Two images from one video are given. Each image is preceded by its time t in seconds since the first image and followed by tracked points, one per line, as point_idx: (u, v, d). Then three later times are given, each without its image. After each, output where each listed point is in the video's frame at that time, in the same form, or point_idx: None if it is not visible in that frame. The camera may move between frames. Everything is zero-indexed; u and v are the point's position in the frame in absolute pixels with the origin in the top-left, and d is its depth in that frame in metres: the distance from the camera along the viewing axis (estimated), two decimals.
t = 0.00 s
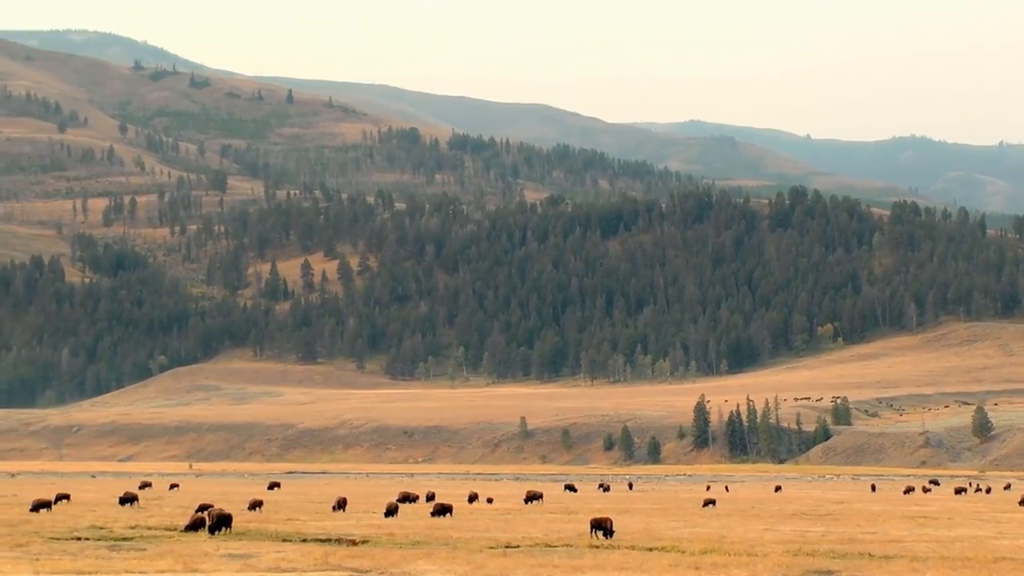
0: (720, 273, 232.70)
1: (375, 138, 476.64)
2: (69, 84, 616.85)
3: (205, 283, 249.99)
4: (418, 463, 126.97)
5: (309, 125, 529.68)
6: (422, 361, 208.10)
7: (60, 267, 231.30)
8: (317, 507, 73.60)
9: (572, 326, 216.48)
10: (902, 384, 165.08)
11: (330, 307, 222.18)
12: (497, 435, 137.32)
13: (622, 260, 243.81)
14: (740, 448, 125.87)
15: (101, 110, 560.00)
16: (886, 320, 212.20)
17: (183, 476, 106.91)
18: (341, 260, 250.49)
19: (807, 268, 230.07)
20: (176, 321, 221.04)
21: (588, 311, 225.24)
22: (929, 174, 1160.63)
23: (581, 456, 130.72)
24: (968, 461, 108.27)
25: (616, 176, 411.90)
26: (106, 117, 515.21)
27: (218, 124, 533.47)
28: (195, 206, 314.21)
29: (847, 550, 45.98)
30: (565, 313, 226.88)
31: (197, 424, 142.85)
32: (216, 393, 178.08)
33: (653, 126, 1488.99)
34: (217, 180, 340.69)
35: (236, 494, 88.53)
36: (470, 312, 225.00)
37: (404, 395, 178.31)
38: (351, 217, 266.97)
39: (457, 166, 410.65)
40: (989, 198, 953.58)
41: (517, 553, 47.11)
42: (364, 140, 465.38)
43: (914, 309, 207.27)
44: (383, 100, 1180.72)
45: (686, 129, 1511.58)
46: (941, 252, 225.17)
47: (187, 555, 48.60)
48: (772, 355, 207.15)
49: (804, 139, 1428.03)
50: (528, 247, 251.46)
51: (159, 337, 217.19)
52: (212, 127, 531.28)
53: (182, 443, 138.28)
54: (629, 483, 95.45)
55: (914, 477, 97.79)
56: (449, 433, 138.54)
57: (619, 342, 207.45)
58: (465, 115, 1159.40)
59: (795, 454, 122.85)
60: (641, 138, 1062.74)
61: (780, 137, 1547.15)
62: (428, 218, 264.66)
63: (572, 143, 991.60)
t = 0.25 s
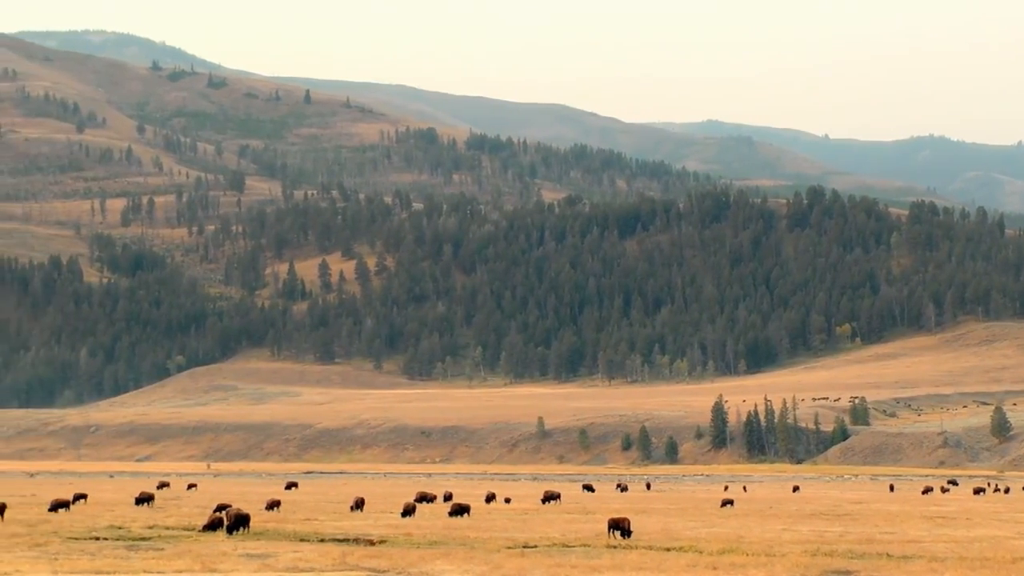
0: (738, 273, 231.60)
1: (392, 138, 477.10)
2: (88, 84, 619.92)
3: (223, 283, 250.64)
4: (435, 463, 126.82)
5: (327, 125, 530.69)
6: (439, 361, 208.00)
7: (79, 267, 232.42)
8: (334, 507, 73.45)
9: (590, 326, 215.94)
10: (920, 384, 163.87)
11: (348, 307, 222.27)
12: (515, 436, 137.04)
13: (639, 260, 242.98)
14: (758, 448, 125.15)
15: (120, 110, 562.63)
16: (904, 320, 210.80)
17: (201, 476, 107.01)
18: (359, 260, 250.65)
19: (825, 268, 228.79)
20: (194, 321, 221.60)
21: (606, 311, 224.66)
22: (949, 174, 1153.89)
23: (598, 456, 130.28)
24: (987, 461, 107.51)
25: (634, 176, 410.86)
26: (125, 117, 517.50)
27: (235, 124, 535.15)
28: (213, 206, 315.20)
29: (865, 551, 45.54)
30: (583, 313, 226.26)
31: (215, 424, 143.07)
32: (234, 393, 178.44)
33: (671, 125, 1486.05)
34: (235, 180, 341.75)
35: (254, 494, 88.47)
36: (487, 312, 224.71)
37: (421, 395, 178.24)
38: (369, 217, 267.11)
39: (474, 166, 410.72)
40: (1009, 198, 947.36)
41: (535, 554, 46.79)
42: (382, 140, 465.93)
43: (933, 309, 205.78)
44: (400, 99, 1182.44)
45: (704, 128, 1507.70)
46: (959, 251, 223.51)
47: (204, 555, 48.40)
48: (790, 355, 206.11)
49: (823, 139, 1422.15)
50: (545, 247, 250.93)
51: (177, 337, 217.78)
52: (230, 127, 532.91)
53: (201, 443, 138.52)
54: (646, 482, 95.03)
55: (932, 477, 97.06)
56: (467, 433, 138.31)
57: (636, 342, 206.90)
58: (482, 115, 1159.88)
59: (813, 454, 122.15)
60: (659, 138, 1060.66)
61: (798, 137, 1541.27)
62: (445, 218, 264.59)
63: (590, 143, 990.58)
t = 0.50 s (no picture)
0: (756, 272, 230.50)
1: (410, 138, 477.51)
2: (107, 85, 623.12)
3: (241, 283, 251.29)
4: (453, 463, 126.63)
5: (345, 125, 531.65)
6: (457, 361, 207.92)
7: (97, 267, 233.50)
8: (351, 507, 73.27)
9: (608, 326, 215.40)
10: (938, 384, 162.67)
11: (366, 307, 222.35)
12: (533, 436, 136.68)
13: (657, 260, 242.16)
14: (776, 448, 124.42)
15: (139, 111, 565.15)
16: (922, 320, 209.38)
17: (219, 476, 107.10)
18: (376, 261, 250.79)
19: (843, 268, 227.47)
20: (212, 321, 222.14)
21: (624, 311, 224.13)
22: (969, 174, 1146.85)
23: (616, 456, 129.79)
24: (1007, 461, 106.62)
25: (652, 176, 409.73)
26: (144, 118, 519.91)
27: (254, 124, 536.81)
28: (231, 206, 316.18)
29: (883, 552, 45.09)
30: (601, 313, 225.60)
31: (233, 424, 143.26)
32: (252, 393, 178.77)
33: (689, 125, 1482.75)
34: (253, 180, 342.75)
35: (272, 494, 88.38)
36: (505, 312, 224.42)
37: (439, 395, 178.17)
38: (387, 217, 267.20)
39: (492, 166, 410.70)
40: None
41: (553, 554, 46.43)
42: (400, 140, 466.44)
43: (951, 309, 204.34)
44: (418, 99, 1183.82)
45: (722, 128, 1503.74)
46: (978, 251, 221.77)
47: (223, 555, 48.22)
48: (808, 355, 205.03)
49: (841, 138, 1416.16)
50: (563, 247, 250.38)
51: (195, 337, 218.31)
52: (248, 128, 534.67)
53: (219, 442, 138.72)
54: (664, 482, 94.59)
55: (951, 477, 96.27)
56: (484, 433, 138.04)
57: (654, 342, 206.42)
58: (500, 115, 1160.26)
59: (831, 454, 121.42)
60: (676, 138, 1058.21)
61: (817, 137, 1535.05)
62: (463, 218, 264.47)
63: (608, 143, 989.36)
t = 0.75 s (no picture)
0: (773, 272, 229.38)
1: (427, 138, 477.98)
2: (125, 85, 625.72)
3: (258, 283, 251.86)
4: (470, 463, 126.44)
5: (361, 126, 532.52)
6: (474, 361, 207.75)
7: (114, 268, 234.51)
8: (368, 507, 73.13)
9: (624, 326, 214.82)
10: (956, 384, 161.53)
11: (383, 307, 222.35)
12: (550, 435, 136.30)
13: (674, 260, 241.28)
14: (793, 449, 123.83)
15: (157, 111, 567.38)
16: (939, 320, 208.02)
17: (237, 476, 107.11)
18: (393, 261, 250.90)
19: (860, 267, 226.15)
20: (230, 321, 222.40)
21: (641, 311, 223.42)
22: (988, 173, 1140.28)
23: (633, 456, 129.44)
24: None
25: (669, 176, 408.84)
26: (162, 118, 521.99)
27: (271, 125, 538.11)
28: (248, 207, 317.05)
29: (901, 552, 44.69)
30: (618, 313, 224.98)
31: (250, 424, 143.46)
32: (269, 393, 179.08)
33: (706, 125, 1479.22)
34: (270, 180, 343.64)
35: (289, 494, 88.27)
36: (522, 312, 224.03)
37: (456, 395, 178.11)
38: (403, 217, 267.21)
39: (508, 166, 410.78)
40: None
41: (570, 553, 46.12)
42: (416, 141, 466.82)
43: (969, 309, 202.88)
44: (434, 100, 1184.78)
45: (740, 128, 1499.81)
46: (995, 251, 220.11)
47: (240, 555, 48.05)
48: (825, 355, 203.97)
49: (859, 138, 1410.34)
50: (580, 247, 249.76)
51: (213, 337, 218.69)
52: (265, 128, 536.28)
53: (236, 443, 138.89)
54: (682, 482, 94.19)
55: (969, 477, 95.53)
56: (501, 433, 137.77)
57: (671, 341, 205.68)
58: (516, 115, 1160.50)
59: (848, 454, 120.85)
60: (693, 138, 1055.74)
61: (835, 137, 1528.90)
62: (480, 219, 264.32)
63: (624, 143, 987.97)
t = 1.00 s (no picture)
0: (791, 272, 228.21)
1: (444, 138, 478.24)
2: (144, 86, 628.54)
3: (276, 283, 252.43)
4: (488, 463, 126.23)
5: (379, 126, 533.32)
6: (492, 361, 207.50)
7: (133, 268, 235.64)
8: (385, 507, 72.91)
9: (642, 326, 214.21)
10: (975, 384, 160.27)
11: (400, 307, 222.37)
12: (567, 435, 135.89)
13: (692, 260, 240.36)
14: (811, 449, 123.11)
15: (175, 112, 569.75)
16: (958, 320, 206.61)
17: (255, 476, 107.17)
18: (411, 261, 251.03)
19: (878, 267, 224.76)
20: (247, 321, 222.82)
21: (658, 311, 222.66)
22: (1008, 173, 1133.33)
23: (651, 456, 128.94)
24: None
25: (686, 176, 407.76)
26: (180, 119, 524.08)
27: (289, 125, 539.42)
28: (267, 207, 317.83)
29: (920, 551, 44.16)
30: (635, 313, 224.43)
31: (267, 424, 143.62)
32: (286, 393, 179.33)
33: (724, 124, 1475.28)
34: (288, 180, 344.44)
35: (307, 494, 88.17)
36: (540, 312, 223.67)
37: (474, 395, 177.98)
38: (421, 218, 267.18)
39: (526, 165, 410.59)
40: None
41: (588, 554, 45.79)
42: (434, 141, 467.15)
43: (988, 309, 201.33)
44: (451, 100, 1185.90)
45: (758, 127, 1495.19)
46: (1015, 250, 218.31)
47: (257, 555, 47.86)
48: (843, 355, 202.82)
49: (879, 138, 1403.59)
50: (598, 247, 249.17)
51: (231, 337, 219.21)
52: (283, 129, 537.72)
53: (255, 443, 139.04)
54: (700, 483, 93.71)
55: (989, 477, 94.67)
56: (519, 433, 137.46)
57: (688, 341, 204.92)
58: (534, 115, 1160.58)
59: (866, 454, 120.14)
60: (711, 138, 1052.72)
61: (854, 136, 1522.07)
62: (498, 219, 264.12)
63: (642, 143, 986.31)
